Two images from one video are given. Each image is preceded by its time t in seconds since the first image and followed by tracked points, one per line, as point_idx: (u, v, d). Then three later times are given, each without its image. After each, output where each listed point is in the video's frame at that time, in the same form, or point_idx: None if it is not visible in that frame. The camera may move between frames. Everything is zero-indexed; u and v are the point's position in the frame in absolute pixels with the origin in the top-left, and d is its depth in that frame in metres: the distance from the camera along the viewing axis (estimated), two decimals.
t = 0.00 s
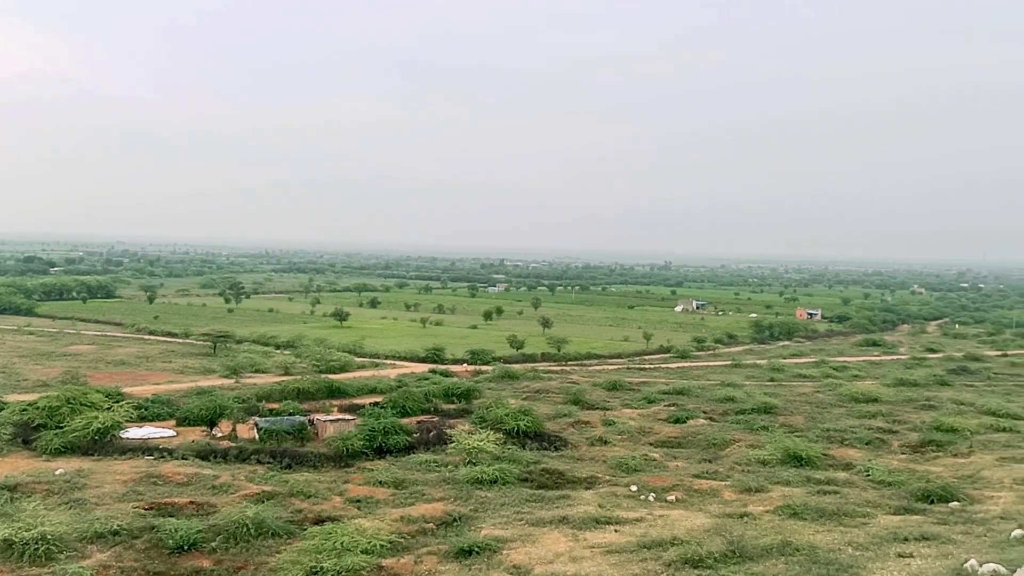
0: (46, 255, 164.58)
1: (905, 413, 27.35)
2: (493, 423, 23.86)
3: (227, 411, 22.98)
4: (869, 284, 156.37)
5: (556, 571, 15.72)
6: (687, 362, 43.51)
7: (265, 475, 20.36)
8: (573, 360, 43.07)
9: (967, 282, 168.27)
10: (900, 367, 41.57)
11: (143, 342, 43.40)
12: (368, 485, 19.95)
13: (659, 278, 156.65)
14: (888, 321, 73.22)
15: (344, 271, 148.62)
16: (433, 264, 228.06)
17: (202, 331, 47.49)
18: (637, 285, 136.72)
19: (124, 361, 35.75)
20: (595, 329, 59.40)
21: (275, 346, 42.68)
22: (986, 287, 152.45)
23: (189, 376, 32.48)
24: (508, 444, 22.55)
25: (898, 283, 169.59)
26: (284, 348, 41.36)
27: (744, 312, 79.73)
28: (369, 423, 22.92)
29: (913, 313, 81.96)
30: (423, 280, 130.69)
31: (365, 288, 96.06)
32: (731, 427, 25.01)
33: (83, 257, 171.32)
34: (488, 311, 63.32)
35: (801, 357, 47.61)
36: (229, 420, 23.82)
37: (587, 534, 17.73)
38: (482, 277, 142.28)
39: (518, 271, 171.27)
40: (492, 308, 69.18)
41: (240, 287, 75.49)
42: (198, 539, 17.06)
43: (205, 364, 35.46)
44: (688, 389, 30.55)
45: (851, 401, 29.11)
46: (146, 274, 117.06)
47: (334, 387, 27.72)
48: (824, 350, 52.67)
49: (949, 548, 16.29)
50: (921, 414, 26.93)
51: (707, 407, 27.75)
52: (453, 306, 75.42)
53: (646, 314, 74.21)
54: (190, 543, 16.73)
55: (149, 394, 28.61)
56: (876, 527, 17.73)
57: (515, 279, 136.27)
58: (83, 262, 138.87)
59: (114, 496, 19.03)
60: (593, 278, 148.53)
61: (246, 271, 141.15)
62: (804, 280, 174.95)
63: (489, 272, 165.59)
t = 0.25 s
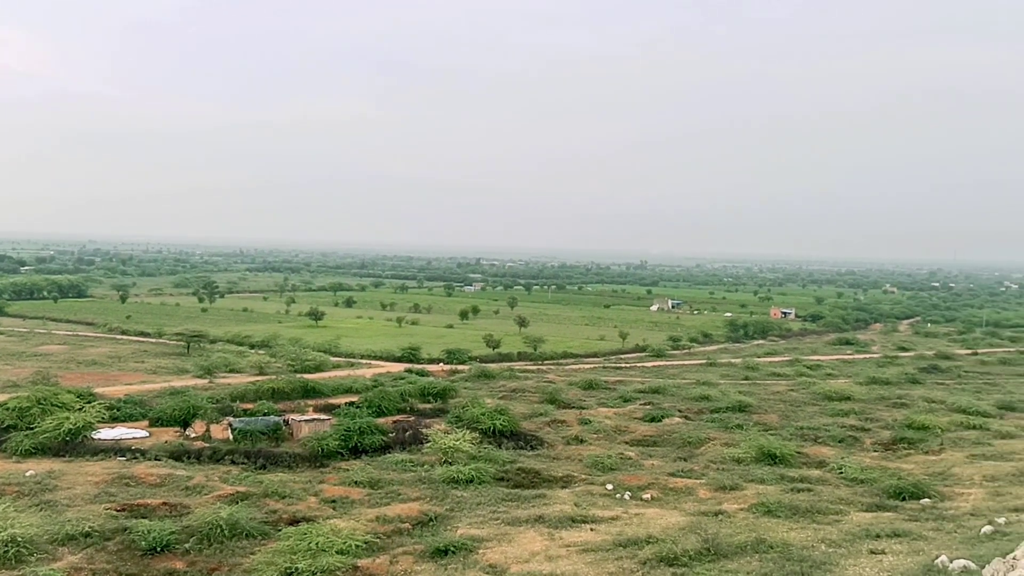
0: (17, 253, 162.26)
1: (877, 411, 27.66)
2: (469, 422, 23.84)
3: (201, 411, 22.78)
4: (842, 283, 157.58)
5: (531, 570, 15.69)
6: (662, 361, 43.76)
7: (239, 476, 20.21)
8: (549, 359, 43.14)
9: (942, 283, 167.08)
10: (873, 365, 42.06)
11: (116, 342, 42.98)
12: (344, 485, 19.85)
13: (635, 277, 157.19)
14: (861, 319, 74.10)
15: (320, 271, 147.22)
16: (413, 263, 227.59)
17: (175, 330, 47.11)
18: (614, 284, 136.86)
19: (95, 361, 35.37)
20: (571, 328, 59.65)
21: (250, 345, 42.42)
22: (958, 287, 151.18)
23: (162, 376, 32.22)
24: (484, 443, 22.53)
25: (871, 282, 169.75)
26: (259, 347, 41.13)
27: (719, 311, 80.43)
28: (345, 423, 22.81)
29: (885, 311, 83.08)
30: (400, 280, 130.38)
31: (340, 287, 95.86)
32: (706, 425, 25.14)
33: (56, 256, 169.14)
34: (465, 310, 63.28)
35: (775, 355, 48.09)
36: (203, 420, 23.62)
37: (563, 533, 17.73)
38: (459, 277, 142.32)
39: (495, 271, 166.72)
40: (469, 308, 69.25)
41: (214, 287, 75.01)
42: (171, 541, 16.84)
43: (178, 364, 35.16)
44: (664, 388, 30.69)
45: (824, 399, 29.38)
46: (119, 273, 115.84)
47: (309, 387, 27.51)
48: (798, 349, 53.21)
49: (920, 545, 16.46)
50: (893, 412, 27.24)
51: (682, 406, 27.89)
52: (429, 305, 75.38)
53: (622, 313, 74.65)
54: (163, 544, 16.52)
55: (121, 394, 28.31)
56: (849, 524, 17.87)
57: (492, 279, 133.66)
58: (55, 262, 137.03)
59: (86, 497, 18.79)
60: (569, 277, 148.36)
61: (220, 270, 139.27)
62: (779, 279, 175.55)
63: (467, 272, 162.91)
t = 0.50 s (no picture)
0: None
1: (851, 409, 27.93)
2: (446, 422, 23.78)
3: (175, 411, 22.59)
4: (816, 283, 158.62)
5: (507, 569, 15.64)
6: (639, 360, 43.95)
7: (213, 476, 20.05)
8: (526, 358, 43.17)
9: (916, 283, 164.46)
10: (847, 364, 42.50)
11: (88, 342, 42.48)
12: (320, 485, 19.74)
13: (612, 277, 157.29)
14: (835, 319, 74.83)
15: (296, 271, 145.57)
16: (393, 262, 226.62)
17: (149, 330, 46.67)
18: (591, 284, 136.83)
19: (67, 361, 34.92)
20: (548, 328, 59.74)
21: (225, 345, 42.13)
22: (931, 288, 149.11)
23: (136, 376, 31.90)
24: (461, 443, 22.49)
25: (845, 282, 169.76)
26: (234, 347, 40.85)
27: (695, 310, 80.91)
28: (320, 423, 22.68)
29: (859, 310, 83.87)
30: (377, 279, 129.63)
31: (317, 287, 95.29)
32: (682, 424, 25.25)
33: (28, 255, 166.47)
34: (442, 310, 63.17)
35: (751, 354, 48.47)
36: (177, 421, 23.41)
37: (539, 532, 17.70)
38: (437, 276, 141.81)
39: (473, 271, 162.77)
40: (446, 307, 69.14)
41: (188, 286, 74.36)
42: (145, 542, 16.62)
43: (152, 364, 34.81)
44: (640, 388, 30.82)
45: (799, 398, 29.63)
46: (91, 273, 114.36)
47: (285, 387, 27.34)
48: (774, 347, 53.68)
49: (893, 542, 16.60)
50: (867, 410, 27.52)
51: (659, 405, 28.01)
52: (406, 304, 75.18)
53: (600, 312, 74.91)
54: (137, 546, 16.29)
55: (94, 395, 27.98)
56: (823, 521, 17.99)
57: (470, 279, 130.94)
58: (25, 261, 134.79)
59: (58, 499, 18.52)
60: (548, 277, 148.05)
61: (195, 269, 137.56)
62: (755, 279, 175.75)
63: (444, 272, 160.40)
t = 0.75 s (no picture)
0: None
1: (827, 408, 28.16)
2: (423, 422, 23.72)
3: (149, 412, 22.37)
4: (792, 283, 159.76)
5: (484, 569, 15.59)
6: (616, 359, 44.10)
7: (188, 478, 19.88)
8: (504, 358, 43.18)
9: (892, 284, 164.46)
10: (823, 362, 42.87)
11: (60, 342, 41.96)
12: (296, 486, 19.63)
13: (591, 276, 157.61)
14: (810, 318, 75.48)
15: (274, 271, 144.41)
16: (375, 262, 225.67)
17: (123, 330, 46.20)
18: (569, 283, 136.94)
19: (39, 362, 34.48)
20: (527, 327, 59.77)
21: (200, 345, 41.80)
22: (906, 287, 149.23)
23: (109, 376, 31.57)
24: (438, 442, 22.44)
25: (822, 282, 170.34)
26: (209, 347, 40.56)
27: (673, 310, 81.28)
28: (297, 423, 22.55)
29: (834, 310, 84.60)
30: (355, 279, 128.72)
31: (295, 286, 94.69)
32: (660, 423, 25.32)
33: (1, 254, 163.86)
34: (419, 309, 63.07)
35: (728, 353, 48.77)
36: (152, 422, 23.19)
37: (517, 532, 17.67)
38: (413, 276, 140.82)
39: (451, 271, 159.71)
40: (425, 306, 68.97)
41: (163, 286, 73.63)
42: (119, 544, 16.40)
43: (126, 364, 34.47)
44: (617, 387, 30.91)
45: (775, 397, 29.83)
46: (64, 272, 112.82)
47: (261, 387, 27.19)
48: (750, 346, 54.04)
49: (867, 539, 16.71)
50: (842, 409, 27.75)
51: (636, 404, 28.09)
52: (385, 304, 74.90)
53: (579, 312, 75.02)
54: (110, 548, 16.08)
55: (66, 395, 27.65)
56: (799, 520, 18.07)
57: (446, 279, 128.93)
58: None
59: (30, 501, 18.25)
60: (527, 277, 148.04)
61: (172, 269, 136.22)
62: (733, 279, 176.31)
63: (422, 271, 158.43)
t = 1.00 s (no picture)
0: None
1: (812, 407, 28.27)
2: (410, 422, 23.67)
3: (134, 413, 22.24)
4: (778, 283, 160.32)
5: (470, 569, 15.54)
6: (603, 359, 44.18)
7: (174, 478, 19.78)
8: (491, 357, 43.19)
9: (877, 283, 164.94)
10: (808, 362, 43.05)
11: (44, 342, 41.66)
12: (283, 486, 19.55)
13: (579, 276, 157.49)
14: (796, 317, 75.76)
15: (260, 270, 143.80)
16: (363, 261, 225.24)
17: (107, 330, 45.93)
18: (557, 283, 136.87)
19: (22, 362, 34.22)
20: (514, 327, 59.80)
21: (185, 344, 41.62)
22: (891, 287, 150.26)
23: (94, 377, 31.38)
24: (425, 442, 22.40)
25: (809, 281, 170.92)
26: (195, 347, 40.38)
27: (660, 309, 81.48)
28: (283, 423, 22.47)
29: (820, 309, 85.01)
30: (343, 278, 128.37)
31: (281, 286, 94.36)
32: (646, 423, 25.36)
33: None
34: (406, 309, 62.99)
35: (714, 353, 48.93)
36: (137, 422, 23.05)
37: (504, 531, 17.64)
38: (400, 275, 140.65)
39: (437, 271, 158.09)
40: (412, 306, 68.89)
41: (148, 286, 73.23)
42: (104, 545, 16.28)
43: (110, 364, 34.27)
44: (604, 387, 30.96)
45: (761, 396, 29.93)
46: (46, 272, 111.78)
47: (247, 387, 27.12)
48: (736, 346, 54.23)
49: (853, 538, 16.76)
50: (828, 408, 27.88)
51: (623, 404, 28.12)
52: (372, 304, 74.77)
53: (566, 311, 75.10)
54: (95, 549, 15.95)
55: (50, 395, 27.45)
56: (785, 518, 18.12)
57: (433, 279, 127.97)
58: None
59: (13, 502, 18.08)
60: (515, 276, 147.88)
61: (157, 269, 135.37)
62: (719, 279, 176.53)
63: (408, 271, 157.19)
